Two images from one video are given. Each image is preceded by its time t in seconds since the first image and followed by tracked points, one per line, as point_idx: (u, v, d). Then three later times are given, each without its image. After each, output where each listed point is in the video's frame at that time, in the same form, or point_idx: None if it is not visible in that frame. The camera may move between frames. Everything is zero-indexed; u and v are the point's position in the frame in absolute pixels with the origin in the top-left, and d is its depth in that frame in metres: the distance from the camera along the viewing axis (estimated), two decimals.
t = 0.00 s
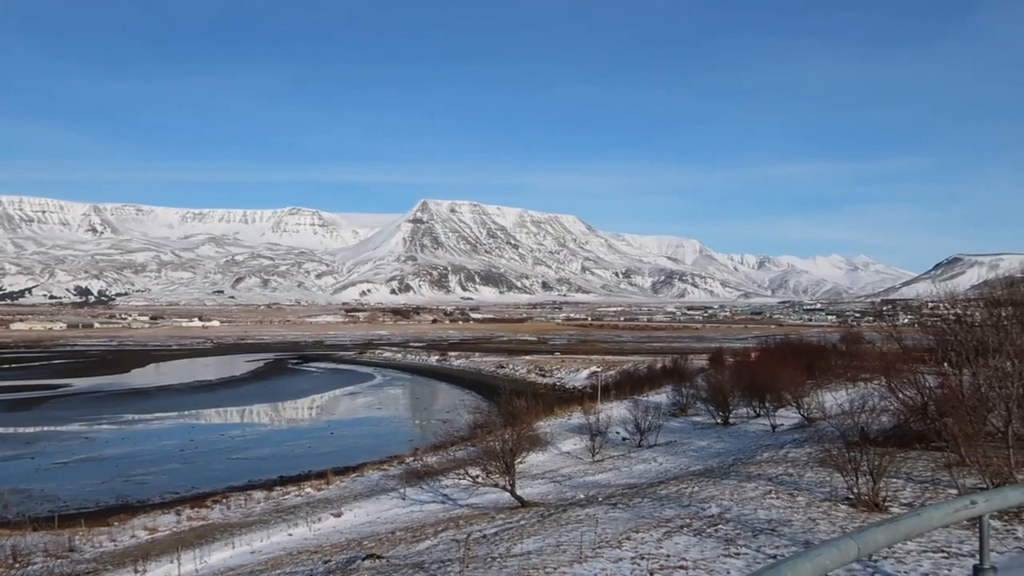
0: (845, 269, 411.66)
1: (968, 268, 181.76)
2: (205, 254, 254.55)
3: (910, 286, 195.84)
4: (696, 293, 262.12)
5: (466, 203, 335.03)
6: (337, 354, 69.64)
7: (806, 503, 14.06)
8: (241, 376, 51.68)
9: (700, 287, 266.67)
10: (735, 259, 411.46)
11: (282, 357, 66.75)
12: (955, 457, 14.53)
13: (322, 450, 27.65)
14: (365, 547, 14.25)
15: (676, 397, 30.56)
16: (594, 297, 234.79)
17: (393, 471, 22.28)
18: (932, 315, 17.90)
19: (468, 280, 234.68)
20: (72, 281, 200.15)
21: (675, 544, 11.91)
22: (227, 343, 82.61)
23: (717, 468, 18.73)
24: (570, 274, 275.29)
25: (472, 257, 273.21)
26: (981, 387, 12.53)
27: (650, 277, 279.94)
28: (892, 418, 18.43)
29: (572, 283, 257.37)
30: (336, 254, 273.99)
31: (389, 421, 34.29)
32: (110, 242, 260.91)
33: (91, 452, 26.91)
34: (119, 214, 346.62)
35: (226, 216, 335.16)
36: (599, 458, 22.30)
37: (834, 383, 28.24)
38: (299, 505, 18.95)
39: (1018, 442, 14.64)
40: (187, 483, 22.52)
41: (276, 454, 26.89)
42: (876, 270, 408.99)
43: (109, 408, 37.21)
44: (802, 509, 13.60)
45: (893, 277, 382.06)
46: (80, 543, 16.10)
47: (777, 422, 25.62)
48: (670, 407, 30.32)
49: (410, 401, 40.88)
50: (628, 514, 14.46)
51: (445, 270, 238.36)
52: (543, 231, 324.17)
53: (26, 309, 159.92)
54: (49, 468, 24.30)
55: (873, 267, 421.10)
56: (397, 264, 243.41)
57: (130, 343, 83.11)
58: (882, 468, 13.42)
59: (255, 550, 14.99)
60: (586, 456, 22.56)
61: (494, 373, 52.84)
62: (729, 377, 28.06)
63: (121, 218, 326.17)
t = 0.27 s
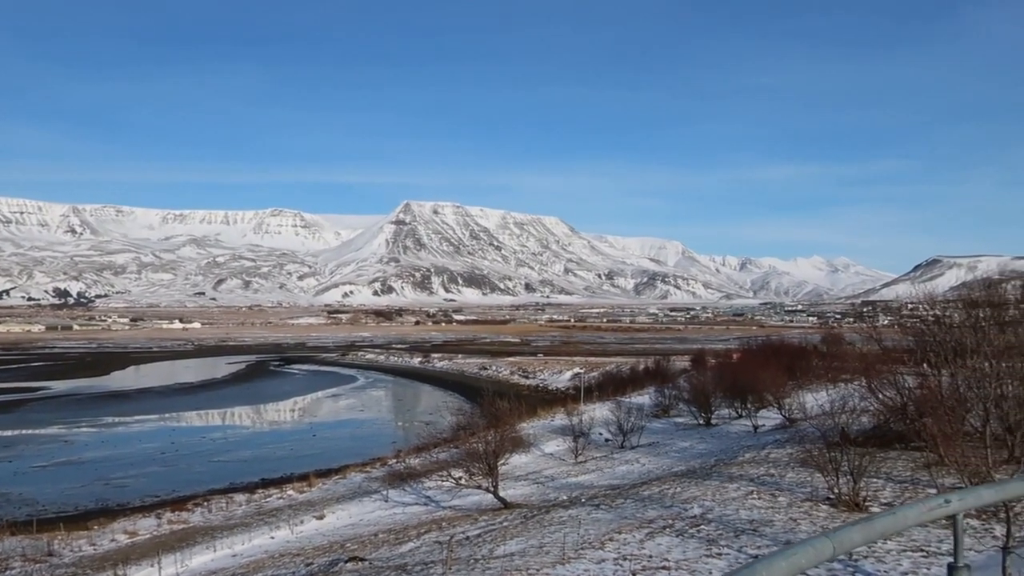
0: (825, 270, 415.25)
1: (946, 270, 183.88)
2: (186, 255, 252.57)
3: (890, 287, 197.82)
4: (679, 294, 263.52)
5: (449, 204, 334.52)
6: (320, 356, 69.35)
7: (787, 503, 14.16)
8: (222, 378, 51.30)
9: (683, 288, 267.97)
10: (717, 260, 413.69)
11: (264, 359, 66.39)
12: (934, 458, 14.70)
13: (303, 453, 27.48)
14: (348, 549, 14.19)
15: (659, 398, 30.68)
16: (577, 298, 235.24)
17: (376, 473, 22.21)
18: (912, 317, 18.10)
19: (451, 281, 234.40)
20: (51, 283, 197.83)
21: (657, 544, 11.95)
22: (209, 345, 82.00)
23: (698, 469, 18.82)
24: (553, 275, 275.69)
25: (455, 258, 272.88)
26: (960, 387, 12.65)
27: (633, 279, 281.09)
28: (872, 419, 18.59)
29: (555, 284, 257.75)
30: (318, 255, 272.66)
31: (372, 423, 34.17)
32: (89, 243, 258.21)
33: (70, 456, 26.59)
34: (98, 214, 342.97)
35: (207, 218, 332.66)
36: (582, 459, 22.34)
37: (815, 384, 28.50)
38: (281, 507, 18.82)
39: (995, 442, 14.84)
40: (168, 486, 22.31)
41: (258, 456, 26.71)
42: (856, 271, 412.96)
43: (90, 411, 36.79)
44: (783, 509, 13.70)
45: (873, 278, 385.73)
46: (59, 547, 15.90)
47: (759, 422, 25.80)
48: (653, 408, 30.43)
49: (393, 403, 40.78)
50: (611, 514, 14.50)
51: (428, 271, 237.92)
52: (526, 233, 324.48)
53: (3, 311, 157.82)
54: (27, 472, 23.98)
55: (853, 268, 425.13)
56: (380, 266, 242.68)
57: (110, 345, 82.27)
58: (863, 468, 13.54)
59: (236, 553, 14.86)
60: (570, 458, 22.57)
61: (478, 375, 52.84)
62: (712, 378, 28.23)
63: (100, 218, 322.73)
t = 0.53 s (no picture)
0: (805, 272, 418.51)
1: (924, 272, 185.84)
2: (165, 255, 250.08)
3: (869, 289, 199.60)
4: (660, 295, 264.64)
5: (431, 205, 333.84)
6: (301, 357, 68.92)
7: (767, 503, 14.26)
8: (202, 380, 50.82)
9: (665, 289, 269.05)
10: (698, 262, 415.71)
11: (245, 360, 65.88)
12: (912, 458, 14.86)
13: (284, 454, 27.30)
14: (328, 551, 14.10)
15: (640, 399, 30.75)
16: (559, 299, 235.54)
17: (357, 475, 22.10)
18: (891, 318, 18.28)
19: (433, 282, 233.86)
20: (27, 283, 195.07)
21: (638, 545, 11.98)
22: (189, 346, 81.23)
23: (680, 470, 18.91)
24: (535, 276, 275.87)
25: (437, 259, 272.35)
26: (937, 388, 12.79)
27: (615, 280, 281.94)
28: (852, 420, 18.73)
29: (537, 285, 257.91)
30: (300, 256, 271.09)
31: (353, 424, 34.00)
32: (67, 244, 255.00)
33: (47, 458, 26.21)
34: (76, 214, 338.79)
35: (187, 218, 329.70)
36: (563, 461, 22.34)
37: (795, 385, 28.68)
38: (262, 509, 18.68)
39: (972, 441, 15.02)
40: (147, 489, 22.06)
41: (239, 458, 26.49)
42: (836, 273, 416.42)
43: (67, 413, 36.31)
44: (764, 510, 13.78)
45: (853, 280, 389.06)
46: (36, 550, 15.67)
47: (740, 423, 25.95)
48: (634, 409, 30.50)
49: (374, 404, 40.59)
50: (592, 515, 14.53)
51: (410, 272, 237.26)
52: (508, 234, 324.47)
53: None
54: (3, 475, 23.62)
55: (832, 270, 428.88)
56: (362, 266, 241.66)
57: (87, 346, 81.26)
58: (842, 468, 13.65)
59: (216, 556, 14.72)
60: (551, 459, 22.59)
61: (460, 376, 52.75)
62: (693, 379, 28.38)
63: (78, 218, 318.78)
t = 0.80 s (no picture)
0: (788, 274, 421.13)
1: (905, 274, 187.50)
2: (147, 256, 247.68)
3: (851, 291, 201.13)
4: (644, 297, 265.37)
5: (415, 206, 332.91)
6: (284, 358, 68.52)
7: (750, 503, 14.35)
8: (184, 381, 50.35)
9: (648, 291, 269.85)
10: (682, 264, 417.14)
11: (227, 362, 65.36)
12: (893, 458, 14.99)
13: (266, 456, 27.08)
14: (311, 553, 14.03)
15: (624, 400, 30.81)
16: (543, 301, 235.55)
17: (340, 476, 22.00)
18: (872, 319, 18.47)
19: (417, 283, 233.22)
20: (6, 284, 192.56)
21: (621, 546, 12.01)
22: (170, 347, 80.51)
23: (662, 470, 19.02)
24: (520, 278, 275.86)
25: (421, 260, 271.75)
26: (917, 389, 12.92)
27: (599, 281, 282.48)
28: (834, 420, 18.88)
29: (522, 287, 257.89)
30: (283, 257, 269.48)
31: (336, 426, 33.82)
32: (47, 244, 251.99)
33: (26, 460, 25.86)
34: (55, 213, 334.76)
35: (169, 219, 326.89)
36: (547, 461, 22.35)
37: (778, 386, 28.86)
38: (244, 511, 18.54)
39: (952, 441, 15.18)
40: (128, 491, 21.83)
41: (221, 460, 26.28)
42: (818, 275, 419.31)
43: (46, 414, 35.85)
44: (746, 510, 13.87)
45: (834, 282, 391.92)
46: (14, 553, 15.46)
47: (723, 424, 26.09)
48: (618, 410, 30.55)
49: (358, 406, 40.39)
50: (576, 516, 14.55)
51: (394, 273, 236.46)
52: (492, 235, 324.30)
53: None
54: None
55: (815, 272, 431.88)
56: (346, 268, 240.57)
57: (67, 347, 80.24)
58: (823, 469, 13.77)
59: (197, 558, 14.61)
60: (535, 460, 22.59)
61: (443, 377, 52.61)
62: (676, 380, 28.51)
63: (57, 218, 314.99)
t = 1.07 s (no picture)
0: (768, 276, 424.25)
1: (883, 276, 189.57)
2: (125, 256, 244.83)
3: (830, 292, 203.10)
4: (626, 298, 266.28)
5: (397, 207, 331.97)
6: (264, 359, 68.01)
7: (731, 504, 14.44)
8: (164, 382, 49.83)
9: (630, 292, 270.85)
10: (663, 265, 419.09)
11: (207, 363, 64.77)
12: (870, 459, 15.15)
13: (247, 458, 26.86)
14: (291, 555, 13.93)
15: (605, 401, 30.90)
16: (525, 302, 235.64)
17: (321, 478, 21.85)
18: (852, 321, 18.67)
19: (399, 284, 232.44)
20: None
21: (603, 547, 12.04)
22: (149, 348, 79.66)
23: (644, 471, 19.09)
24: (502, 279, 275.75)
25: (403, 261, 270.90)
26: (896, 389, 13.05)
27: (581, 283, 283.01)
28: (813, 421, 19.05)
29: (504, 288, 257.84)
30: (263, 258, 267.68)
31: (317, 427, 33.61)
32: (23, 244, 248.39)
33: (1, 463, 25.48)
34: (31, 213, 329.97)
35: (148, 219, 323.43)
36: (529, 463, 22.35)
37: (758, 387, 29.06)
38: (224, 514, 18.37)
39: (930, 442, 15.36)
40: (106, 493, 21.56)
41: (201, 462, 26.04)
42: (797, 277, 422.82)
43: (21, 416, 35.34)
44: (727, 510, 13.97)
45: (814, 284, 395.58)
46: None
47: (703, 425, 26.25)
48: (599, 411, 30.63)
49: (339, 407, 40.17)
50: (557, 517, 14.55)
51: (376, 275, 235.54)
52: (474, 236, 323.92)
53: None
54: None
55: (795, 274, 435.69)
56: (327, 269, 239.26)
57: (44, 349, 79.12)
58: (802, 469, 13.89)
59: (177, 561, 14.45)
60: (517, 461, 22.59)
61: (425, 378, 52.46)
62: (656, 381, 28.67)
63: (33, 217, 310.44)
